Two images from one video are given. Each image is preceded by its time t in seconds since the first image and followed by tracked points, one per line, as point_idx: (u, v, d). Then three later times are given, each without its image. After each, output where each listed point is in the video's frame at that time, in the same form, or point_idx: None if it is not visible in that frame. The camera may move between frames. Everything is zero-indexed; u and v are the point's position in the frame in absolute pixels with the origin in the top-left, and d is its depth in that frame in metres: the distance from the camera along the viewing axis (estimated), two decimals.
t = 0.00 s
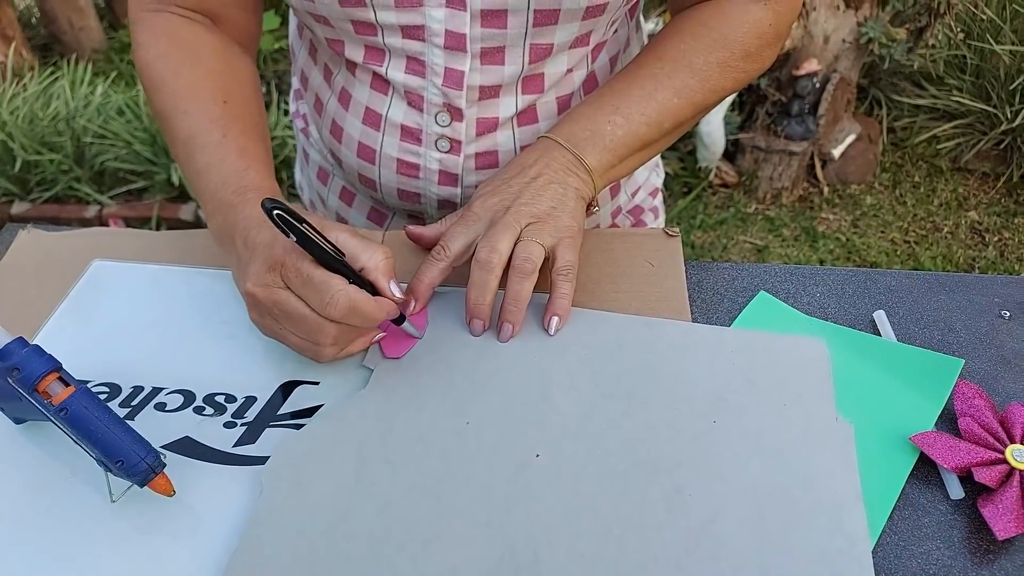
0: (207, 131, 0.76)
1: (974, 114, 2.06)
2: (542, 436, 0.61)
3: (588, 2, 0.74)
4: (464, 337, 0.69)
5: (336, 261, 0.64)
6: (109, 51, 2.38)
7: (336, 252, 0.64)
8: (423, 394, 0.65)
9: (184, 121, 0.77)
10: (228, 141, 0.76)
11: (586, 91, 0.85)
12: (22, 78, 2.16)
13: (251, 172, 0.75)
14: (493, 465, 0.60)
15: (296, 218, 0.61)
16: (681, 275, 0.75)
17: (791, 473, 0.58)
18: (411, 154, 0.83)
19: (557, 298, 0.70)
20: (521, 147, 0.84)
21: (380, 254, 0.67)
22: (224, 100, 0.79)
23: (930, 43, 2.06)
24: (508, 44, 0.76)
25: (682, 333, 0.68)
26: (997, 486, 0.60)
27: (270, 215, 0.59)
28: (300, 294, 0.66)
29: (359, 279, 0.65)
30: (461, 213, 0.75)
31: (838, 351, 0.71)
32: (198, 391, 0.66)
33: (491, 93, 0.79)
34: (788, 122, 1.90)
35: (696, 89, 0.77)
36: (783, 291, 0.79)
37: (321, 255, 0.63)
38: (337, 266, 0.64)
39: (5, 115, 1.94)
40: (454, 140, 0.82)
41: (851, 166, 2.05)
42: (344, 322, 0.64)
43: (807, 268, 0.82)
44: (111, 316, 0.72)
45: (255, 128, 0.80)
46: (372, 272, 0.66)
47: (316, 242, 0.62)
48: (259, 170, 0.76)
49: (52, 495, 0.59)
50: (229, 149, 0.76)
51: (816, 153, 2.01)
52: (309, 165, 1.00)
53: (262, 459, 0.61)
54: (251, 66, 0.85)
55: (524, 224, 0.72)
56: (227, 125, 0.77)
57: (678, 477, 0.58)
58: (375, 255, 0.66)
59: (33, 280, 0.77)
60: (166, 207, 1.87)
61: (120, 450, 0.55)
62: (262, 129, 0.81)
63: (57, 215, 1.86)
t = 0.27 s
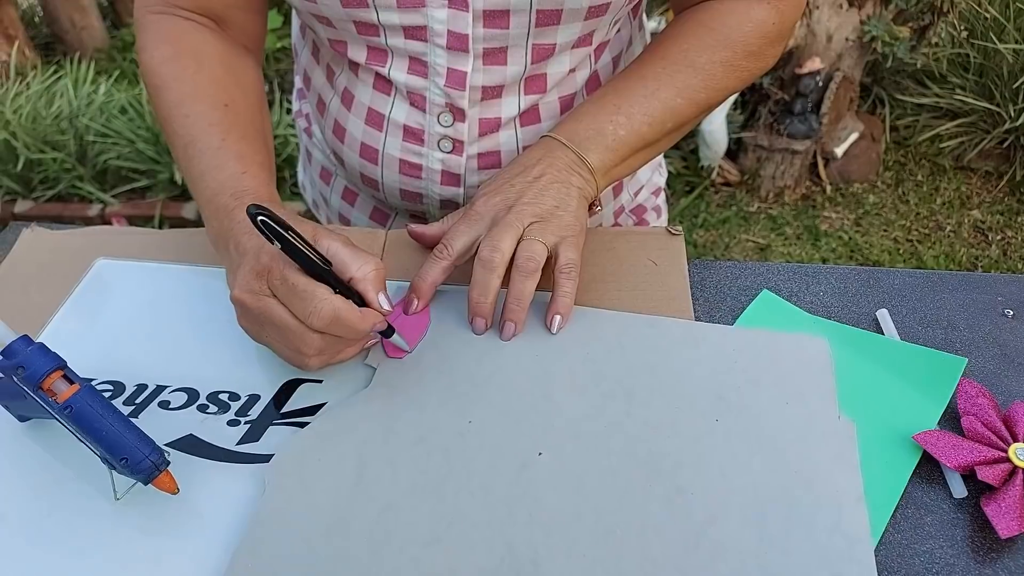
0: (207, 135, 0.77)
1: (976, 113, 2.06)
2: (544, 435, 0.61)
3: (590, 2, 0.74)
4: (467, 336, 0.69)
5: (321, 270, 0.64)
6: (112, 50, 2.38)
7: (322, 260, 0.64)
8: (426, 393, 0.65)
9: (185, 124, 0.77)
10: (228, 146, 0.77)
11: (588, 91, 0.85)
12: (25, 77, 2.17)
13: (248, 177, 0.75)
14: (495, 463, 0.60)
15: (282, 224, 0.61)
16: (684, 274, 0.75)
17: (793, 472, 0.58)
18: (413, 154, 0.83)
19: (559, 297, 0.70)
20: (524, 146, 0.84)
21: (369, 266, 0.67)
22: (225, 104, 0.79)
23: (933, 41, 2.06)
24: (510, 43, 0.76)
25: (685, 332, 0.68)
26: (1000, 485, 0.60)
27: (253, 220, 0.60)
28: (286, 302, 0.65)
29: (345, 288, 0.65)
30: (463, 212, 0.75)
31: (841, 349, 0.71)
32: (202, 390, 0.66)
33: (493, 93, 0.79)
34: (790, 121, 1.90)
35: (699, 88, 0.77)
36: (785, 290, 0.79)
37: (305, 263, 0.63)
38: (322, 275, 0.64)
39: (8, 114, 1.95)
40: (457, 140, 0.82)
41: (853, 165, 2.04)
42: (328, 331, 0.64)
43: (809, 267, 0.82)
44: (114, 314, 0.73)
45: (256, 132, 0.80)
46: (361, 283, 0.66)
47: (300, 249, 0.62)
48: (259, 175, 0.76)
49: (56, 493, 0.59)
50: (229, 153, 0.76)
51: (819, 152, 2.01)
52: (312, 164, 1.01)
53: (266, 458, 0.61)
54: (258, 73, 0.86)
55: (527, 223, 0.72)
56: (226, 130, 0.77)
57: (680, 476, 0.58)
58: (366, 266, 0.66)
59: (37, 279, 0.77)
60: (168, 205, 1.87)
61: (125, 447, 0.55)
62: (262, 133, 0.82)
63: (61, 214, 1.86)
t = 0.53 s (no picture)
0: (208, 137, 0.77)
1: (976, 115, 2.06)
2: (546, 436, 0.61)
3: (592, 3, 0.74)
4: (468, 336, 0.70)
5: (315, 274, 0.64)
6: (113, 50, 2.38)
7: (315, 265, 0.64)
8: (428, 393, 0.65)
9: (187, 126, 0.78)
10: (229, 148, 0.77)
11: (590, 92, 0.85)
12: (26, 77, 2.17)
13: (248, 178, 0.76)
14: (497, 464, 0.60)
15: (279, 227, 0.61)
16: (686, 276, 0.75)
17: (794, 473, 0.58)
18: (415, 156, 0.84)
19: (558, 298, 0.70)
20: (525, 147, 0.84)
21: (365, 272, 0.67)
22: (228, 106, 0.79)
23: (933, 44, 2.06)
24: (512, 45, 0.76)
25: (686, 333, 0.68)
26: (1000, 486, 0.61)
27: (247, 222, 0.59)
28: (278, 305, 0.66)
29: (339, 292, 0.65)
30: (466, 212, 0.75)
31: (841, 350, 0.71)
32: (204, 390, 0.67)
33: (495, 95, 0.79)
34: (791, 123, 1.90)
35: (701, 91, 0.77)
36: (787, 291, 0.79)
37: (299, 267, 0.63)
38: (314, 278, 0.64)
39: (9, 114, 1.95)
40: (459, 141, 0.82)
41: (854, 167, 2.05)
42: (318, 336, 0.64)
43: (810, 269, 0.82)
44: (116, 314, 0.73)
45: (257, 133, 0.81)
46: (354, 288, 0.66)
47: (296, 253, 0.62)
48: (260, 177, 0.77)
49: (58, 492, 0.59)
50: (229, 156, 0.76)
51: (819, 154, 2.01)
52: (314, 164, 1.01)
53: (268, 457, 0.61)
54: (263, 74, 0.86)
55: (529, 224, 0.72)
56: (229, 132, 0.78)
57: (681, 476, 0.58)
58: (361, 272, 0.67)
59: (39, 278, 0.77)
60: (169, 205, 1.88)
61: (127, 446, 0.55)
62: (265, 135, 0.82)
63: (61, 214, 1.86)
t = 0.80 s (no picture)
0: (214, 121, 0.78)
1: (984, 117, 2.06)
2: (553, 434, 0.62)
3: (599, 5, 0.74)
4: (476, 335, 0.70)
5: (313, 253, 0.66)
6: (122, 50, 2.39)
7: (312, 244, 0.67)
8: (437, 390, 0.65)
9: (195, 112, 0.78)
10: (234, 130, 0.77)
11: (598, 92, 0.85)
12: (36, 77, 2.18)
13: (252, 160, 0.76)
14: (504, 463, 0.60)
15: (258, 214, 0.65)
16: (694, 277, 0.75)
17: (801, 472, 0.58)
18: (424, 155, 0.84)
19: (565, 298, 0.70)
20: (533, 148, 0.84)
21: (363, 241, 0.69)
22: (233, 89, 0.80)
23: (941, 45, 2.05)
24: (520, 45, 0.76)
25: (693, 332, 0.69)
26: (1008, 487, 0.60)
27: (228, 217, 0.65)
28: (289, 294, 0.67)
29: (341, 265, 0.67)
30: (475, 212, 0.75)
31: (849, 350, 0.71)
32: (213, 386, 0.67)
33: (503, 95, 0.80)
34: (798, 125, 1.89)
35: (711, 93, 0.77)
36: (795, 291, 0.79)
37: (294, 248, 0.66)
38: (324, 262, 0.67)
39: (18, 113, 1.96)
40: (467, 141, 0.82)
41: (861, 168, 2.04)
42: (323, 310, 0.66)
43: (817, 270, 0.82)
44: (126, 312, 0.73)
45: (263, 116, 0.81)
46: (354, 258, 0.68)
47: (283, 235, 0.65)
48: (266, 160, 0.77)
49: (69, 488, 0.60)
50: (234, 140, 0.77)
51: (826, 155, 2.01)
52: (322, 164, 1.01)
53: (277, 454, 0.62)
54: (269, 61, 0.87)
55: (538, 224, 0.73)
56: (233, 114, 0.78)
57: (688, 475, 0.59)
58: (358, 241, 0.69)
59: (50, 276, 0.78)
60: (177, 205, 1.89)
61: (138, 441, 0.55)
62: (270, 116, 0.82)
63: (70, 214, 1.87)
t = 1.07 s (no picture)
0: (227, 117, 0.78)
1: (989, 117, 2.06)
2: (555, 432, 0.62)
3: (602, 5, 0.74)
4: (479, 334, 0.70)
5: (325, 257, 0.67)
6: (127, 51, 2.40)
7: (323, 248, 0.68)
8: (440, 389, 0.66)
9: (209, 108, 0.79)
10: (247, 124, 0.78)
11: (601, 92, 0.85)
12: (41, 77, 2.19)
13: (266, 152, 0.77)
14: (507, 461, 0.60)
15: (268, 221, 0.64)
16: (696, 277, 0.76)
17: (803, 470, 0.59)
18: (428, 154, 0.84)
19: (567, 297, 0.70)
20: (536, 147, 0.85)
21: (373, 244, 0.70)
22: (246, 84, 0.80)
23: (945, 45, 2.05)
24: (523, 44, 0.76)
25: (695, 331, 0.69)
26: (1010, 485, 0.60)
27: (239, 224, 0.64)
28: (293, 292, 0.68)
29: (351, 268, 0.68)
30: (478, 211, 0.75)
31: (851, 349, 0.71)
32: (217, 385, 0.67)
33: (506, 93, 0.80)
34: (802, 125, 1.89)
35: (714, 93, 0.78)
36: (797, 290, 0.79)
37: (306, 254, 0.66)
38: (334, 266, 0.68)
39: (24, 114, 1.97)
40: (470, 140, 0.82)
41: (864, 168, 2.04)
42: (330, 312, 0.68)
43: (820, 269, 0.82)
44: (131, 311, 0.74)
45: (277, 110, 0.82)
46: (365, 261, 0.69)
47: (294, 242, 0.65)
48: (281, 153, 0.77)
49: (74, 485, 0.60)
50: (247, 134, 0.77)
51: (830, 155, 2.01)
52: (327, 163, 1.02)
53: (280, 452, 0.62)
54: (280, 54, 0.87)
55: (540, 224, 0.73)
56: (247, 109, 0.79)
57: (689, 473, 0.59)
58: (369, 243, 0.70)
59: (56, 275, 0.78)
60: (181, 205, 1.90)
61: (143, 438, 0.56)
62: (284, 109, 0.83)
63: (75, 214, 1.88)
